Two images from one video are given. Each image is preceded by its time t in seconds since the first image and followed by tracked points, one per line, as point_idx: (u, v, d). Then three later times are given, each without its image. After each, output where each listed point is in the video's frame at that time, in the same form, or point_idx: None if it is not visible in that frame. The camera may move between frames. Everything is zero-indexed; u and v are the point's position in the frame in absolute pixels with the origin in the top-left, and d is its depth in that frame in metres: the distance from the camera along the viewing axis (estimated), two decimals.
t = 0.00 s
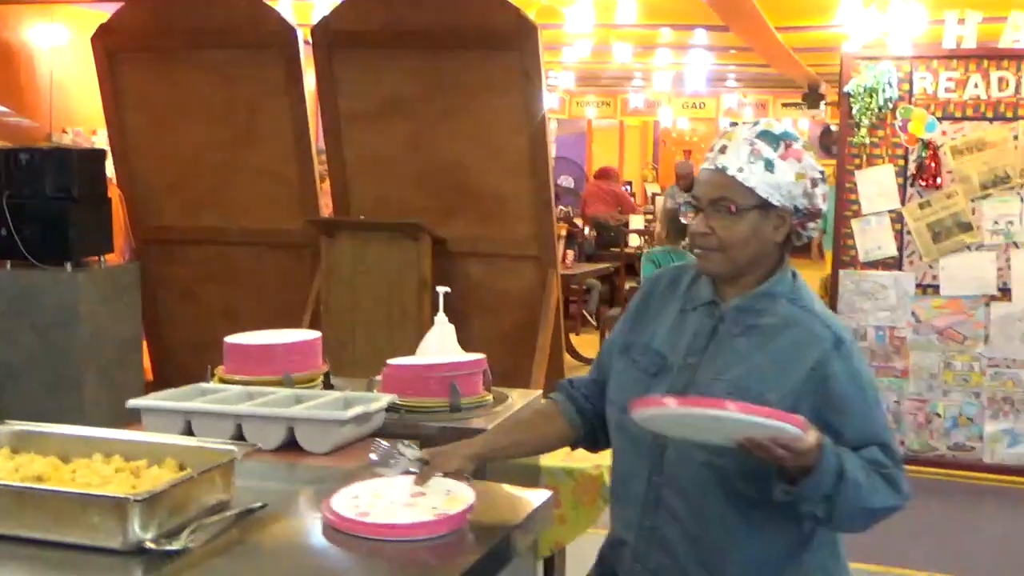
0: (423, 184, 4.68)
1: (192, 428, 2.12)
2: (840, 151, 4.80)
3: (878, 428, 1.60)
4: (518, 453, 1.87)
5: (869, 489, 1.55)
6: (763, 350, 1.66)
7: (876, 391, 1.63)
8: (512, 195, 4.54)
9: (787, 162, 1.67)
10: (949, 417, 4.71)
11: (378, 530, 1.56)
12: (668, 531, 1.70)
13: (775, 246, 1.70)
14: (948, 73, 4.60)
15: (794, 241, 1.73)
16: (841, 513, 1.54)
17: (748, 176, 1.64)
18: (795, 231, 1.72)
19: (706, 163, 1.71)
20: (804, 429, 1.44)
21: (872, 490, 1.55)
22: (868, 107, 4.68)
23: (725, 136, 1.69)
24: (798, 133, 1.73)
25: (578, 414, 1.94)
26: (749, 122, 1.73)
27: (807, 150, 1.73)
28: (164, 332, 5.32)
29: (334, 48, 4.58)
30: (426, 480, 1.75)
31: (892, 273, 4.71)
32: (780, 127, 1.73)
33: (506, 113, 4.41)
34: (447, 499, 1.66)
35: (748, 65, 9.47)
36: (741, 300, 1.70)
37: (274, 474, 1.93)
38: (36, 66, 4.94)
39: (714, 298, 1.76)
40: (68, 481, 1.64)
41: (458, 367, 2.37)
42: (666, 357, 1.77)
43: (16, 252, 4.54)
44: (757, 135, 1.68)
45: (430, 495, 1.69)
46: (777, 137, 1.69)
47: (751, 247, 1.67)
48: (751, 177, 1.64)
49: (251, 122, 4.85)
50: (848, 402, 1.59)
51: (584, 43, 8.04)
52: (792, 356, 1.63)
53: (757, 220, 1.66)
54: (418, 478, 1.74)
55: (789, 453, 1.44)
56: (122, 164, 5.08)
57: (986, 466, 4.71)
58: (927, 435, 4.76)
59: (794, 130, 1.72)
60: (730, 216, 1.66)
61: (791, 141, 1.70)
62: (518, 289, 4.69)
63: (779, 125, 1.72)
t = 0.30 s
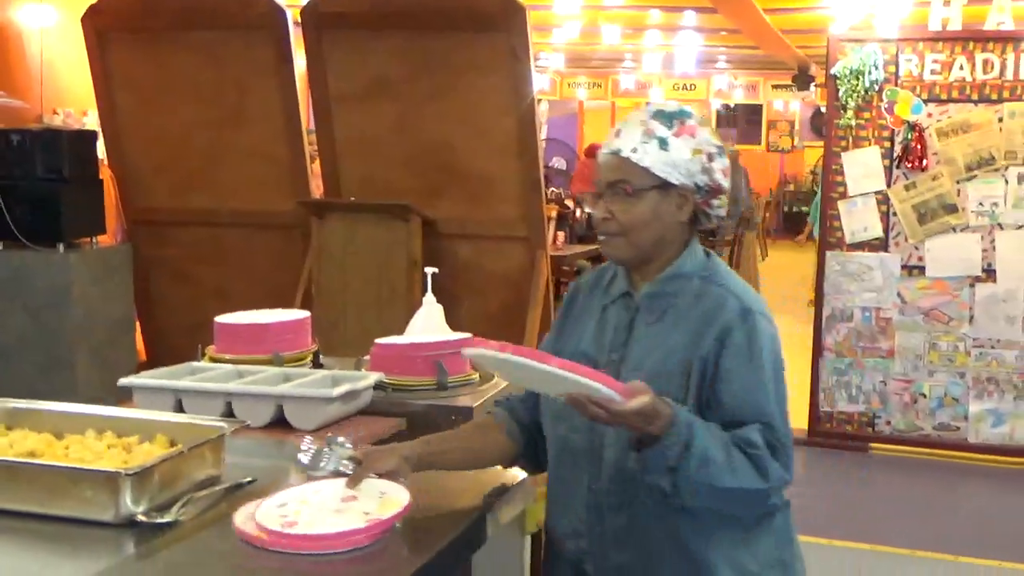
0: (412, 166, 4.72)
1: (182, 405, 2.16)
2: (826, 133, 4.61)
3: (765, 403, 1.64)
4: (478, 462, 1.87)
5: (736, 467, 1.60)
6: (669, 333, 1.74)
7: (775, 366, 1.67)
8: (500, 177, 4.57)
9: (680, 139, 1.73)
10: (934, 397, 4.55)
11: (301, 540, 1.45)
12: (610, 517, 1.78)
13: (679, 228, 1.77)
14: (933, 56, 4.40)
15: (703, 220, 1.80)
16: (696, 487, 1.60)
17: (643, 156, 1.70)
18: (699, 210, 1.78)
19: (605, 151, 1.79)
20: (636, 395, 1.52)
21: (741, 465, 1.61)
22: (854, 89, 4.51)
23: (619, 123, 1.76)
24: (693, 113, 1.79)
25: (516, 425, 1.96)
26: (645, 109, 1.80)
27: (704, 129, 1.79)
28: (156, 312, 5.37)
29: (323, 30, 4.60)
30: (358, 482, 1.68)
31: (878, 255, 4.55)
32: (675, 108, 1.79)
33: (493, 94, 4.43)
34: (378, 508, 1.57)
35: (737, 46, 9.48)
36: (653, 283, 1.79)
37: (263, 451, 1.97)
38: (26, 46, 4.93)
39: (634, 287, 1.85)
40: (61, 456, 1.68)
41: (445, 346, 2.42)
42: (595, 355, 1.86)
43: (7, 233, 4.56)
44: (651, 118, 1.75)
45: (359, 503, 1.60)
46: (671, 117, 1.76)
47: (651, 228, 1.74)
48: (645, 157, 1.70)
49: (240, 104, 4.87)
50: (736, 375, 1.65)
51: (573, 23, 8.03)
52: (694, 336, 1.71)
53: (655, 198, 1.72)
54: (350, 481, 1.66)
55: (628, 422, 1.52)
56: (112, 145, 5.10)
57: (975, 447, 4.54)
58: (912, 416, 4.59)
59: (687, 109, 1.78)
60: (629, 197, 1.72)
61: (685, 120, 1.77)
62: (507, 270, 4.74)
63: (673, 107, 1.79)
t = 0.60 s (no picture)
0: (458, 159, 4.77)
1: (233, 393, 2.22)
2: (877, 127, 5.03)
3: (712, 378, 1.48)
4: (463, 468, 1.76)
5: (663, 445, 1.44)
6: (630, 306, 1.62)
7: (733, 338, 1.49)
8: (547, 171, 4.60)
9: (638, 105, 1.58)
10: (985, 394, 4.95)
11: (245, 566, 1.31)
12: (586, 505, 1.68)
13: (643, 198, 1.64)
14: (984, 49, 4.76)
15: (671, 184, 1.67)
16: (614, 463, 1.46)
17: (599, 126, 1.56)
18: (663, 175, 1.65)
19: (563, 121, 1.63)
20: (540, 368, 1.40)
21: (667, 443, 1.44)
22: (903, 82, 4.89)
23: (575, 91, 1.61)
24: (650, 75, 1.64)
25: (493, 424, 1.83)
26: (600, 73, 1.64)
27: (663, 90, 1.64)
28: (209, 304, 5.47)
29: (372, 26, 4.66)
30: (326, 504, 1.54)
31: (929, 249, 4.94)
32: (631, 71, 1.63)
33: (542, 89, 4.46)
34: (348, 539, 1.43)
35: (787, 40, 9.46)
36: (618, 255, 1.67)
37: (312, 438, 2.03)
38: (83, 43, 5.03)
39: (605, 261, 1.74)
40: (117, 440, 1.74)
41: (490, 337, 2.46)
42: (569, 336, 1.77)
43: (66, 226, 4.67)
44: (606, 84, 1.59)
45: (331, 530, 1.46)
46: (627, 82, 1.60)
47: (613, 200, 1.60)
48: (603, 127, 1.56)
49: (291, 100, 4.94)
50: (682, 346, 1.50)
51: (621, 19, 8.06)
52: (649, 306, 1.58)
53: (616, 169, 1.58)
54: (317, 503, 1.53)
55: (529, 398, 1.40)
56: (168, 140, 5.20)
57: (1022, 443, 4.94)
58: (964, 412, 5.01)
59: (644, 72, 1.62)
60: (588, 171, 1.58)
61: (641, 83, 1.61)
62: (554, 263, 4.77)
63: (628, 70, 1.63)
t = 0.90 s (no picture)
0: (540, 154, 4.82)
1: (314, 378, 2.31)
2: (965, 125, 4.98)
3: (741, 375, 1.47)
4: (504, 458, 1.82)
5: (698, 447, 1.45)
6: (653, 300, 1.61)
7: (760, 335, 1.49)
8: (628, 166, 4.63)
9: (648, 97, 1.54)
10: None
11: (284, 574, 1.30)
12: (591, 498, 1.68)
13: (667, 189, 1.60)
14: None
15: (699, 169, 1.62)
16: (648, 465, 1.47)
17: (612, 123, 1.54)
18: (688, 163, 1.60)
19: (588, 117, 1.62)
20: (566, 374, 1.42)
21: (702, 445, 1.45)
22: (993, 80, 4.86)
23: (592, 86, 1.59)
24: (666, 60, 1.58)
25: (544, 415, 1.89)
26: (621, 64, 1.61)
27: (680, 75, 1.58)
28: (297, 295, 5.61)
29: (458, 23, 4.74)
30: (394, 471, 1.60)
31: (1018, 249, 4.86)
32: (647, 59, 1.59)
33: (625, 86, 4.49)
34: (390, 546, 1.41)
35: (879, 36, 9.33)
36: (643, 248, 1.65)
37: (389, 420, 2.10)
38: (180, 40, 5.19)
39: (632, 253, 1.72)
40: (202, 418, 1.84)
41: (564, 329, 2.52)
42: (590, 329, 1.76)
43: (161, 216, 4.85)
44: (618, 78, 1.57)
45: (374, 536, 1.44)
46: (641, 72, 1.56)
47: (635, 195, 1.58)
48: (616, 122, 1.54)
49: (378, 95, 5.04)
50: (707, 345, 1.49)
51: (707, 14, 8.04)
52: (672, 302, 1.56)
53: (633, 164, 1.55)
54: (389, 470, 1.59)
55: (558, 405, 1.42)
56: (258, 134, 5.35)
57: None
58: None
59: (659, 58, 1.57)
60: (605, 169, 1.56)
61: (654, 73, 1.56)
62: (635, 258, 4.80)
63: (645, 58, 1.59)
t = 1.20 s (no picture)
0: (596, 146, 4.86)
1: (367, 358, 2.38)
2: None
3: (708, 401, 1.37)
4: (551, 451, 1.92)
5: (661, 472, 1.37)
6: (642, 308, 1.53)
7: (735, 359, 1.38)
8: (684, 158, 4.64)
9: (655, 101, 1.47)
10: None
11: (332, 540, 1.37)
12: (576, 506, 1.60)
13: (680, 195, 1.52)
14: None
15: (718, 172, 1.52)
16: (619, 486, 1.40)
17: (621, 128, 1.48)
18: (704, 167, 1.52)
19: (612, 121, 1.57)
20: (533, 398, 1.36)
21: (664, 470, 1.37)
22: None
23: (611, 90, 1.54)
24: (681, 60, 1.51)
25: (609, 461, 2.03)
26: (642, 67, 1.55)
27: (695, 75, 1.50)
28: (356, 282, 5.71)
29: (517, 14, 4.79)
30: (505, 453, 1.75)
31: None
32: (665, 58, 1.52)
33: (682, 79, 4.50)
34: (432, 515, 1.47)
35: (945, 28, 9.21)
36: (645, 258, 1.58)
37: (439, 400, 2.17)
38: (245, 31, 5.30)
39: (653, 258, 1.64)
40: (259, 394, 1.92)
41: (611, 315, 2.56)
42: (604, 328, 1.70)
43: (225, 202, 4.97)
44: (630, 82, 1.51)
45: (418, 505, 1.51)
46: (652, 75, 1.50)
47: (649, 201, 1.52)
48: (625, 127, 1.48)
49: (437, 86, 5.11)
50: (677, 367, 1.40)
51: (769, 7, 8.01)
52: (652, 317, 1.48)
53: (643, 171, 1.49)
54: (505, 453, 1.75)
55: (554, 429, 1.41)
56: (320, 124, 5.46)
57: None
58: None
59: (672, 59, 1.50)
60: (617, 174, 1.51)
61: (664, 76, 1.49)
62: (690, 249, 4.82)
63: (661, 57, 1.52)
